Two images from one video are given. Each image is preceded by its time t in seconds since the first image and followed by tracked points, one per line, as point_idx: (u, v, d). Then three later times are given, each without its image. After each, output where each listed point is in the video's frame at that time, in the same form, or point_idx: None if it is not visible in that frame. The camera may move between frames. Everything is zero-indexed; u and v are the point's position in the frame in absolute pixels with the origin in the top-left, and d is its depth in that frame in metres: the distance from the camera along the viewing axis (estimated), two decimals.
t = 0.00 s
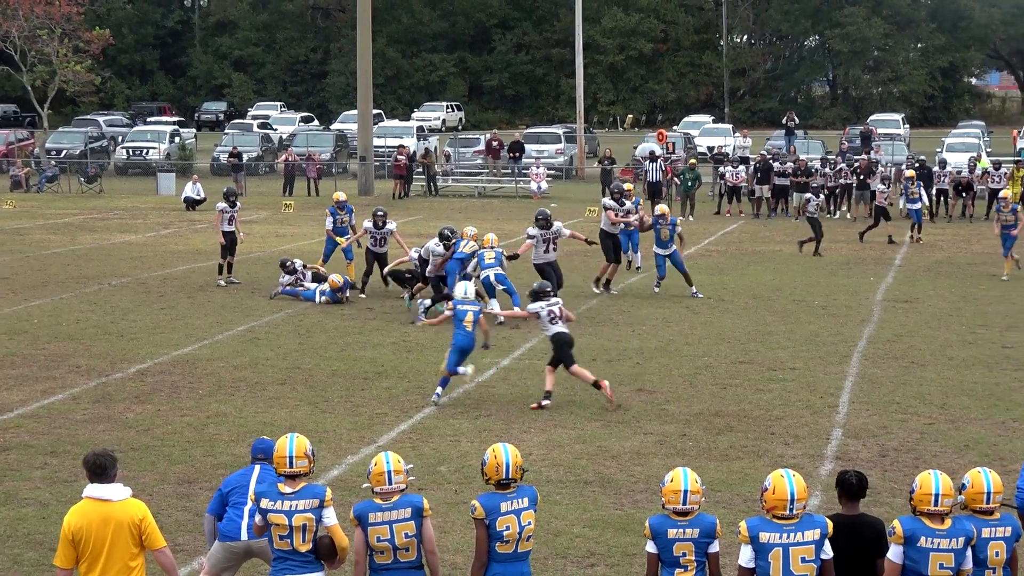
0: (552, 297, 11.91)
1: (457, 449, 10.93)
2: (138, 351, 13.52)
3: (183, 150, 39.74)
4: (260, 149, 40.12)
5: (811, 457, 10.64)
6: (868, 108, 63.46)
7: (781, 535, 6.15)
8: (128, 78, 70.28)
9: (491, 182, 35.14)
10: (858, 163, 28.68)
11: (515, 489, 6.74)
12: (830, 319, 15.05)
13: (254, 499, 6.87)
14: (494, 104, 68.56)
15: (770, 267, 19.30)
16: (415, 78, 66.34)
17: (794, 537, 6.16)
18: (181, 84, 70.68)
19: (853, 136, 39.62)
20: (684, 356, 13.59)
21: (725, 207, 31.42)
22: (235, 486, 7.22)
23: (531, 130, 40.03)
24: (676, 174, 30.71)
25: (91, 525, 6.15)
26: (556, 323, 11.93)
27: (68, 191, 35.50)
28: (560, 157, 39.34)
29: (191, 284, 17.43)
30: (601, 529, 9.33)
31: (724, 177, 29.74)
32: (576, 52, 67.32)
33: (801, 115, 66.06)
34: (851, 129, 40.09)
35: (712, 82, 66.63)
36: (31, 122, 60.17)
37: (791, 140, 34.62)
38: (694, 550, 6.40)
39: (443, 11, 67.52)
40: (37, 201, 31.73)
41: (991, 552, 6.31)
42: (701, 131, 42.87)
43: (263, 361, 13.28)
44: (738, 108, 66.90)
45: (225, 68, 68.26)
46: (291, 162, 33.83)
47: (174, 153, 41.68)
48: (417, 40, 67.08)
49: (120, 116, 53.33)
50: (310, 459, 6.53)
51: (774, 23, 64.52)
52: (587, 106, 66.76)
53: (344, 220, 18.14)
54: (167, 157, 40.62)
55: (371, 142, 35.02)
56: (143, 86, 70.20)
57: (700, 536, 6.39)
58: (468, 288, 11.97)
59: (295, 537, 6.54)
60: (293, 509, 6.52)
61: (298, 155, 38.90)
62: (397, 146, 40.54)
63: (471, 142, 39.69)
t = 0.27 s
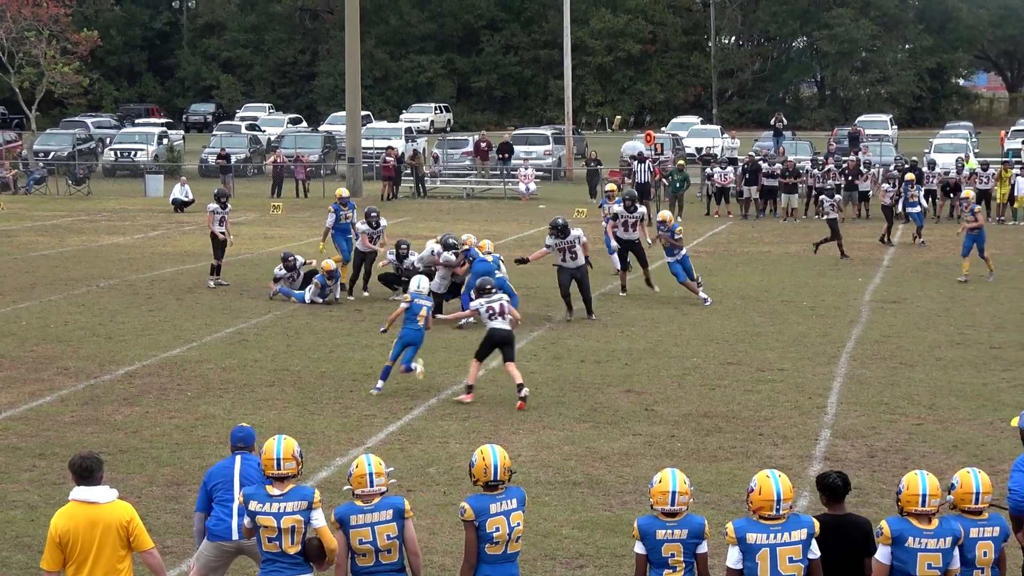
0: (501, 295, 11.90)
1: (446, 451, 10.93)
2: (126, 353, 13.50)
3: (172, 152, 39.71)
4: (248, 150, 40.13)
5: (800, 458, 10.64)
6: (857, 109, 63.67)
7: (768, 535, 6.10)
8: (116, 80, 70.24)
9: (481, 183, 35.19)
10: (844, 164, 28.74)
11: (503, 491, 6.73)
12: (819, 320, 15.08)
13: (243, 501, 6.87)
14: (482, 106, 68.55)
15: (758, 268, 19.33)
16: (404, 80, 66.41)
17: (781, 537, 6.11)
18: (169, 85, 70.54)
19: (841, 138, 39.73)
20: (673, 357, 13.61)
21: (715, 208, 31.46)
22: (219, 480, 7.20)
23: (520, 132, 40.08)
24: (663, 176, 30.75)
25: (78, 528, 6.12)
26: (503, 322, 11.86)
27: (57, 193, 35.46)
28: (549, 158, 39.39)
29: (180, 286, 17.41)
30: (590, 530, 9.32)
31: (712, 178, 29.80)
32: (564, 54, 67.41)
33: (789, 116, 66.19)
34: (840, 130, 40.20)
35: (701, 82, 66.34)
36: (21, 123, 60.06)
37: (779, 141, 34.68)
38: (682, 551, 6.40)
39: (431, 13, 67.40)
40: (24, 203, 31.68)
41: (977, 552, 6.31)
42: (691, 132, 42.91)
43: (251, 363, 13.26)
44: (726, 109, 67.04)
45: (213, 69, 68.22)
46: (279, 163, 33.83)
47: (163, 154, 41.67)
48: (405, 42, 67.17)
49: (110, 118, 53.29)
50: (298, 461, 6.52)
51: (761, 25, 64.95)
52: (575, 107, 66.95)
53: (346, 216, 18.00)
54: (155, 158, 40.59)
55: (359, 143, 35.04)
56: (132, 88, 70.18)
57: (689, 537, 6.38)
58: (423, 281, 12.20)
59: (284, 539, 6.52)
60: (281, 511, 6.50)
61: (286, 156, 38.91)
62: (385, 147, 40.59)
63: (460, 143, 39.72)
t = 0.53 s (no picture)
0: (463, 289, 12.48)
1: (435, 452, 10.93)
2: (116, 354, 13.49)
3: (160, 153, 39.72)
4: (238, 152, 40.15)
5: (789, 459, 10.65)
6: (846, 110, 63.83)
7: (756, 536, 6.08)
8: (106, 81, 70.26)
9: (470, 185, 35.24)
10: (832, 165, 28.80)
11: (494, 492, 6.74)
12: (808, 321, 15.09)
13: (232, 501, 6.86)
14: (472, 107, 68.61)
15: (748, 269, 19.35)
16: (393, 81, 66.61)
17: (769, 537, 6.08)
18: (158, 87, 70.55)
19: (832, 139, 39.79)
20: (663, 357, 13.61)
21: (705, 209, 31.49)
22: (206, 472, 7.17)
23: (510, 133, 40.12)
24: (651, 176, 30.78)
25: (68, 529, 6.11)
26: (458, 311, 12.29)
27: (46, 194, 35.44)
28: (539, 159, 39.45)
29: (169, 287, 17.41)
30: (580, 531, 9.30)
31: (701, 179, 29.87)
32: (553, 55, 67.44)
33: (778, 117, 66.21)
34: (830, 131, 40.27)
35: (691, 83, 66.13)
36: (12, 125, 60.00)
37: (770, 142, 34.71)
38: (672, 552, 6.39)
39: (421, 14, 67.53)
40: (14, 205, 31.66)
41: (968, 554, 6.29)
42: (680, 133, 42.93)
43: (241, 364, 13.25)
44: (716, 111, 66.80)
45: (203, 71, 68.19)
46: (269, 165, 33.82)
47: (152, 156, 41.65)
48: (395, 43, 67.31)
49: (102, 120, 53.28)
50: (287, 462, 6.52)
51: (750, 27, 65.02)
52: (565, 108, 67.12)
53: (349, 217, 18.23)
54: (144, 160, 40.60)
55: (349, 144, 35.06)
56: (121, 89, 70.17)
57: (678, 537, 6.38)
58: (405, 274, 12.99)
59: (274, 540, 6.50)
60: (271, 513, 6.48)
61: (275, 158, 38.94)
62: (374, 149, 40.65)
63: (450, 145, 39.72)
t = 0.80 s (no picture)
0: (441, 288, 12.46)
1: (426, 453, 10.92)
2: (106, 355, 13.48)
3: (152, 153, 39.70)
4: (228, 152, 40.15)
5: (780, 460, 10.65)
6: (836, 111, 63.73)
7: (744, 536, 6.08)
8: (96, 81, 70.22)
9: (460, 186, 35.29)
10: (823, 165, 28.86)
11: (484, 493, 6.74)
12: (798, 322, 15.11)
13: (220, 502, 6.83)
14: (462, 108, 68.59)
15: (738, 270, 19.37)
16: (383, 81, 66.62)
17: (758, 537, 6.09)
18: (148, 87, 70.51)
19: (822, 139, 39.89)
20: (654, 359, 13.62)
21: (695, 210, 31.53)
22: (192, 470, 7.14)
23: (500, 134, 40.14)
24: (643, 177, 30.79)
25: (57, 530, 6.09)
26: (431, 312, 12.37)
27: (36, 195, 35.40)
28: (529, 160, 39.49)
29: (160, 288, 17.40)
30: (570, 532, 9.29)
31: (692, 180, 29.86)
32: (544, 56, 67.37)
33: (768, 118, 66.23)
34: (820, 133, 40.35)
35: (681, 85, 66.26)
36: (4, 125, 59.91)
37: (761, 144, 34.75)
38: (662, 553, 6.38)
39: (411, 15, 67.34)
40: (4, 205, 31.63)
41: (954, 554, 6.30)
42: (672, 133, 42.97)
43: (231, 365, 13.24)
44: (706, 111, 66.82)
45: (193, 71, 68.15)
46: (259, 165, 33.80)
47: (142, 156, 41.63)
48: (385, 44, 67.30)
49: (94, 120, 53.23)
50: (277, 463, 6.51)
51: (740, 28, 64.95)
52: (555, 109, 67.08)
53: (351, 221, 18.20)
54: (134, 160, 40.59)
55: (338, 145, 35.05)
56: (111, 90, 70.15)
57: (668, 538, 6.36)
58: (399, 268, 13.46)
59: (264, 542, 6.49)
60: (261, 514, 6.46)
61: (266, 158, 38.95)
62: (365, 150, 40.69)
63: (440, 145, 39.70)
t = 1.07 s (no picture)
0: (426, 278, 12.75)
1: (418, 454, 10.92)
2: (98, 355, 13.47)
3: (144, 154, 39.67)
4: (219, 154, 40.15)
5: (771, 460, 10.65)
6: (828, 112, 63.74)
7: (731, 537, 6.08)
8: (87, 82, 70.18)
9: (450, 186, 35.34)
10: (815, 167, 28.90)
11: (477, 494, 6.73)
12: (790, 322, 15.12)
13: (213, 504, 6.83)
14: (453, 109, 68.61)
15: (730, 271, 19.39)
16: (374, 83, 66.66)
17: (744, 538, 6.08)
18: (139, 88, 70.53)
19: (813, 140, 39.93)
20: (645, 359, 13.63)
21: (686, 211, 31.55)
22: (182, 471, 7.13)
23: (491, 135, 40.18)
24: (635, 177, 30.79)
25: (49, 531, 6.08)
26: (417, 299, 12.68)
27: (27, 196, 35.36)
28: (520, 161, 39.55)
29: (151, 289, 17.40)
30: (561, 533, 9.29)
31: (683, 181, 29.85)
32: (535, 57, 67.43)
33: (760, 119, 66.31)
34: (811, 134, 40.41)
35: (672, 86, 66.19)
36: None
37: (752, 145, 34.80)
38: (653, 554, 6.36)
39: (402, 15, 67.49)
40: None
41: (945, 555, 6.28)
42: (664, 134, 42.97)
43: (222, 366, 13.24)
44: (697, 112, 66.92)
45: (184, 72, 68.16)
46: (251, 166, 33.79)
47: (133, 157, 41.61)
48: (376, 44, 67.28)
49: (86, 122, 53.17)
50: (269, 464, 6.51)
51: (731, 28, 65.06)
52: (547, 110, 67.14)
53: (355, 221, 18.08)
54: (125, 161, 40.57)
55: (329, 146, 35.07)
56: (102, 91, 70.15)
57: (660, 539, 6.35)
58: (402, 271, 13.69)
59: (256, 543, 6.48)
60: (253, 515, 6.45)
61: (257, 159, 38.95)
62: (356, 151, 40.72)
63: (431, 147, 39.67)
